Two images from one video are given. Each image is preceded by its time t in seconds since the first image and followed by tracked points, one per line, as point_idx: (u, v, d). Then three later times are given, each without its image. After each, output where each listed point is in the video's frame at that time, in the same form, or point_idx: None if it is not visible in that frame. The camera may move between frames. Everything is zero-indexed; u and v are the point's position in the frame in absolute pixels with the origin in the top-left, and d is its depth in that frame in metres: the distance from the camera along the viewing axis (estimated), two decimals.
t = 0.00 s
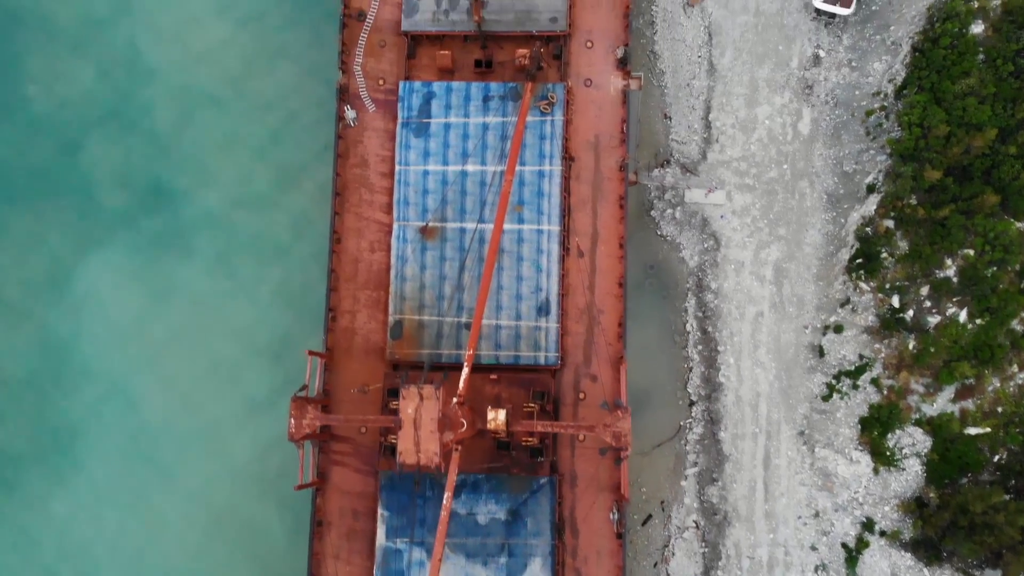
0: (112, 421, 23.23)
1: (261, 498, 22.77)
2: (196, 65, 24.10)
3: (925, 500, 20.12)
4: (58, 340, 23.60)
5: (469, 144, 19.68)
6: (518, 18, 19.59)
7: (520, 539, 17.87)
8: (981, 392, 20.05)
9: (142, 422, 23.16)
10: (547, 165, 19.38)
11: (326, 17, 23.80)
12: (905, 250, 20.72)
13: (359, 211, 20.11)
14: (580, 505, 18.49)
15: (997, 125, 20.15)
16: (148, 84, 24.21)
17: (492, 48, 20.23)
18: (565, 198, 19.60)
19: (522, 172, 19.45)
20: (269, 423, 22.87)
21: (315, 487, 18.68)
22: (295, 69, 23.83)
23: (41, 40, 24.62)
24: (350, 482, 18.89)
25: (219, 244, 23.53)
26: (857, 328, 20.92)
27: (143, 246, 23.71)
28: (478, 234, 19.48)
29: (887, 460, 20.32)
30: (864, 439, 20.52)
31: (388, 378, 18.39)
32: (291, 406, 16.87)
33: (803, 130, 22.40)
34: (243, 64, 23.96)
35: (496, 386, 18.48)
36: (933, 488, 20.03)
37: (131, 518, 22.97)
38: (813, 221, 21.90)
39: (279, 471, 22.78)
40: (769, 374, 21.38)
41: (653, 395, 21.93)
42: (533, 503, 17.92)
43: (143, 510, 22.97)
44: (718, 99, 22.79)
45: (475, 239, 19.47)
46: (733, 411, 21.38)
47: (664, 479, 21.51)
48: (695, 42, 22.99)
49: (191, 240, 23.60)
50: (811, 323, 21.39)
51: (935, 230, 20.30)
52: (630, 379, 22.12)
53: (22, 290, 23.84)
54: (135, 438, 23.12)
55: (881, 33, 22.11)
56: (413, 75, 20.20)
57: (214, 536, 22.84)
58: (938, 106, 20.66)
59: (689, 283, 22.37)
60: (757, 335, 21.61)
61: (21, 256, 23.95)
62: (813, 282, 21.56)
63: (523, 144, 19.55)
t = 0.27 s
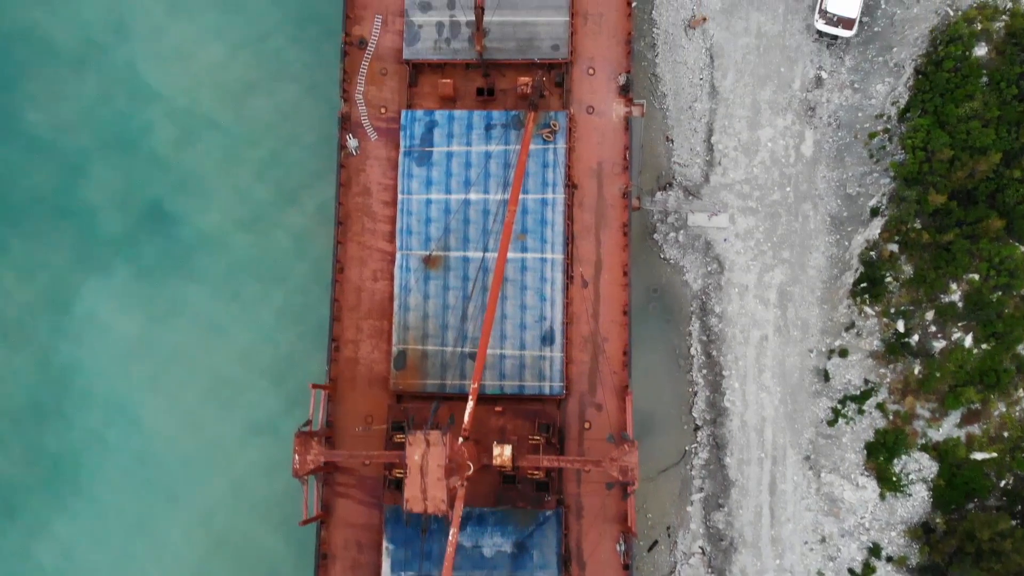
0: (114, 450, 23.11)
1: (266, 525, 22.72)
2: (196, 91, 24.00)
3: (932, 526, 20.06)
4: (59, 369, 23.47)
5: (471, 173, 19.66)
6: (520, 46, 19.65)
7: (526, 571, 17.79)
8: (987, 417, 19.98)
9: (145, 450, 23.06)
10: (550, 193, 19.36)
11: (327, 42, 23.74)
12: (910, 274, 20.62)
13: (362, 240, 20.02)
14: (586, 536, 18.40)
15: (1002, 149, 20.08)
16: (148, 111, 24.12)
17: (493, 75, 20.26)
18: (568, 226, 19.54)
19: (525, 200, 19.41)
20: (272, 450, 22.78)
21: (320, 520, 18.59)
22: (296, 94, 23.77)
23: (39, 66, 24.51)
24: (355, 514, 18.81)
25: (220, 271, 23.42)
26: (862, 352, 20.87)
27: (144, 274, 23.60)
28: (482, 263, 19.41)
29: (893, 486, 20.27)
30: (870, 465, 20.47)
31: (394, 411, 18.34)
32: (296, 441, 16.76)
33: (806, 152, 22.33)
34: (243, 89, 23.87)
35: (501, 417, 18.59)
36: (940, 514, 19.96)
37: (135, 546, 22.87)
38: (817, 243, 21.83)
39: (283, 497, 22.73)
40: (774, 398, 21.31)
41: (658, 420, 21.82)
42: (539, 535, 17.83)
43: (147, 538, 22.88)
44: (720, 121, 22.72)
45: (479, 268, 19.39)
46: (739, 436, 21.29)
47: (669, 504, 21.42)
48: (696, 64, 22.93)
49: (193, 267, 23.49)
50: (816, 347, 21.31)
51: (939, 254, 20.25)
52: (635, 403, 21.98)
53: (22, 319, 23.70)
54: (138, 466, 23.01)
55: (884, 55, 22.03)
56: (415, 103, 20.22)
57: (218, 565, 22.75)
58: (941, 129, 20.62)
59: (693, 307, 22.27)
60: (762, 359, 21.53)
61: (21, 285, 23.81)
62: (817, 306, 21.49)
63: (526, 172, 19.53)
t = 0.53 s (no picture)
0: (116, 478, 22.99)
1: (270, 552, 22.63)
2: (195, 116, 23.89)
3: (938, 551, 20.01)
4: (59, 399, 23.33)
5: (474, 201, 19.63)
6: (521, 74, 19.64)
7: None
8: (992, 442, 19.95)
9: (147, 478, 22.93)
10: (553, 221, 19.25)
11: (328, 66, 23.69)
12: (914, 298, 20.67)
13: (364, 268, 19.92)
14: (592, 567, 18.30)
15: (1006, 172, 20.01)
16: (148, 137, 24.02)
17: (495, 103, 20.28)
18: (571, 253, 19.43)
19: (528, 228, 19.31)
20: (275, 477, 22.67)
21: (324, 553, 18.48)
22: (297, 119, 23.69)
23: (38, 93, 24.43)
24: (359, 546, 18.70)
25: (221, 297, 23.29)
26: (867, 377, 20.86)
27: (145, 301, 23.47)
28: (485, 292, 19.25)
29: (899, 511, 20.23)
30: (876, 490, 20.43)
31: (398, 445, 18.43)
32: (300, 477, 16.59)
33: (808, 174, 22.26)
34: (243, 113, 23.79)
35: (506, 450, 18.68)
36: (946, 539, 19.92)
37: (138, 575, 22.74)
38: (820, 266, 21.75)
39: (287, 525, 22.63)
40: (779, 423, 21.24)
41: (663, 446, 21.64)
42: (545, 567, 17.75)
43: (149, 567, 22.74)
44: (722, 144, 22.67)
45: (482, 296, 19.23)
46: (744, 461, 21.22)
47: (675, 530, 21.35)
48: (697, 86, 22.90)
49: (193, 294, 23.37)
50: (820, 371, 21.25)
51: (943, 279, 20.28)
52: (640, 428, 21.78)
53: (22, 348, 23.55)
54: (140, 495, 22.89)
55: (886, 77, 21.98)
56: (417, 131, 20.23)
57: None
58: (945, 152, 20.59)
59: (697, 330, 22.14)
60: (767, 384, 21.45)
61: (21, 313, 23.68)
62: (822, 329, 21.43)
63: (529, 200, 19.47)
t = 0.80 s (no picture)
0: (121, 506, 23.03)
1: None
2: (196, 142, 23.90)
3: None
4: (63, 428, 23.37)
5: (476, 230, 19.55)
6: (523, 102, 19.72)
7: None
8: (998, 466, 19.87)
9: (151, 506, 22.95)
10: (556, 249, 19.18)
11: (329, 91, 23.64)
12: (918, 322, 20.60)
13: (366, 297, 19.84)
14: None
15: (1009, 196, 19.97)
16: (148, 164, 23.99)
17: (497, 130, 20.26)
18: (575, 281, 19.32)
19: (530, 256, 19.24)
20: (279, 505, 22.63)
21: None
22: (297, 144, 23.64)
23: (38, 121, 24.41)
24: None
25: (223, 324, 23.21)
26: (872, 401, 20.82)
27: (146, 329, 23.42)
28: (488, 321, 19.13)
29: (905, 536, 20.18)
30: (882, 515, 20.38)
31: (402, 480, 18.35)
32: (303, 514, 16.62)
33: (811, 196, 22.19)
34: (244, 139, 23.75)
35: (512, 482, 18.71)
36: (953, 564, 19.87)
37: None
38: (824, 289, 21.69)
39: (291, 552, 22.60)
40: (784, 447, 21.17)
41: (668, 470, 21.60)
42: None
43: None
44: (724, 167, 22.63)
45: (485, 326, 19.13)
46: (750, 486, 21.17)
47: (680, 555, 21.35)
48: (698, 109, 22.90)
49: (195, 321, 23.28)
50: (825, 395, 21.19)
51: (948, 303, 20.23)
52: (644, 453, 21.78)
53: (26, 377, 23.61)
54: (146, 522, 22.94)
55: (888, 98, 21.92)
56: (418, 159, 20.26)
57: None
58: (948, 175, 20.56)
59: (701, 353, 22.05)
60: (771, 408, 21.38)
61: (24, 342, 23.70)
62: (826, 352, 21.37)
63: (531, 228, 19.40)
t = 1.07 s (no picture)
0: (124, 536, 22.94)
1: None
2: (196, 169, 23.85)
3: None
4: (64, 459, 23.28)
5: (479, 259, 19.45)
6: (524, 130, 19.69)
7: None
8: (1003, 490, 19.88)
9: (154, 536, 22.85)
10: (559, 278, 19.07)
11: (328, 116, 23.53)
12: (923, 346, 20.56)
13: (368, 327, 19.72)
14: None
15: (1012, 219, 19.95)
16: (148, 191, 23.90)
17: (498, 158, 20.26)
18: (578, 309, 19.19)
19: (533, 285, 19.10)
20: (282, 533, 22.54)
21: None
22: (298, 169, 23.56)
23: (37, 149, 24.35)
24: None
25: (225, 352, 23.17)
26: (877, 425, 20.80)
27: (148, 358, 23.36)
28: (491, 350, 19.02)
29: (911, 561, 20.15)
30: (887, 540, 20.36)
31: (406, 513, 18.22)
32: (308, 552, 16.48)
33: (813, 218, 22.12)
34: (244, 165, 23.70)
35: (517, 515, 18.52)
36: None
37: None
38: (827, 311, 21.63)
39: None
40: (789, 471, 21.11)
41: (673, 495, 21.53)
42: None
43: None
44: (725, 189, 22.56)
45: (488, 355, 19.01)
46: (755, 511, 21.10)
47: None
48: (699, 131, 22.85)
49: (196, 349, 23.23)
50: (829, 418, 21.14)
51: (952, 327, 20.18)
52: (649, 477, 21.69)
53: (27, 407, 23.50)
54: (148, 552, 22.84)
55: (890, 119, 21.85)
56: (419, 188, 20.24)
57: None
58: (951, 198, 20.51)
59: (705, 377, 21.96)
60: (776, 432, 21.32)
61: (26, 371, 23.63)
62: (830, 375, 21.31)
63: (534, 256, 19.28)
